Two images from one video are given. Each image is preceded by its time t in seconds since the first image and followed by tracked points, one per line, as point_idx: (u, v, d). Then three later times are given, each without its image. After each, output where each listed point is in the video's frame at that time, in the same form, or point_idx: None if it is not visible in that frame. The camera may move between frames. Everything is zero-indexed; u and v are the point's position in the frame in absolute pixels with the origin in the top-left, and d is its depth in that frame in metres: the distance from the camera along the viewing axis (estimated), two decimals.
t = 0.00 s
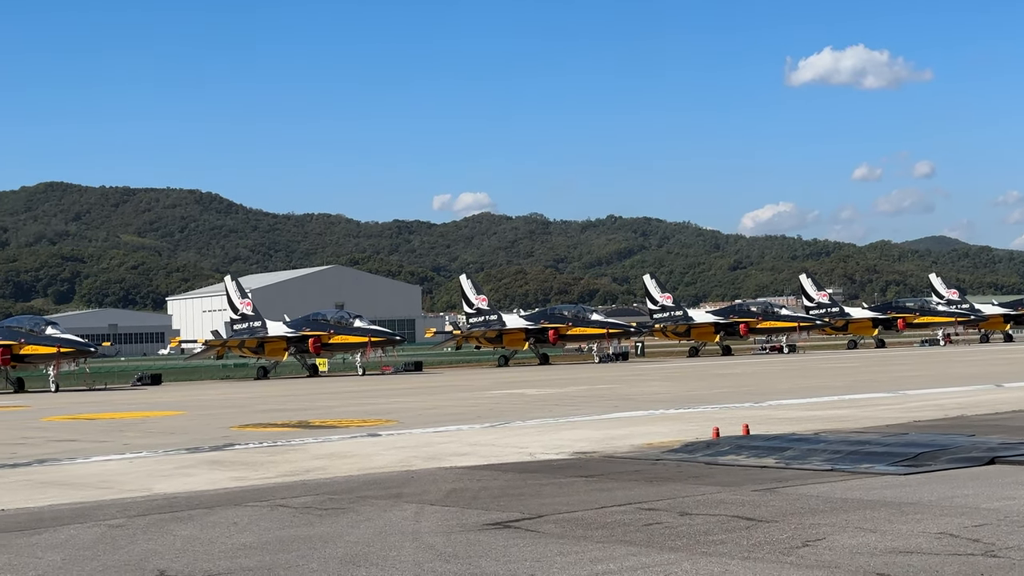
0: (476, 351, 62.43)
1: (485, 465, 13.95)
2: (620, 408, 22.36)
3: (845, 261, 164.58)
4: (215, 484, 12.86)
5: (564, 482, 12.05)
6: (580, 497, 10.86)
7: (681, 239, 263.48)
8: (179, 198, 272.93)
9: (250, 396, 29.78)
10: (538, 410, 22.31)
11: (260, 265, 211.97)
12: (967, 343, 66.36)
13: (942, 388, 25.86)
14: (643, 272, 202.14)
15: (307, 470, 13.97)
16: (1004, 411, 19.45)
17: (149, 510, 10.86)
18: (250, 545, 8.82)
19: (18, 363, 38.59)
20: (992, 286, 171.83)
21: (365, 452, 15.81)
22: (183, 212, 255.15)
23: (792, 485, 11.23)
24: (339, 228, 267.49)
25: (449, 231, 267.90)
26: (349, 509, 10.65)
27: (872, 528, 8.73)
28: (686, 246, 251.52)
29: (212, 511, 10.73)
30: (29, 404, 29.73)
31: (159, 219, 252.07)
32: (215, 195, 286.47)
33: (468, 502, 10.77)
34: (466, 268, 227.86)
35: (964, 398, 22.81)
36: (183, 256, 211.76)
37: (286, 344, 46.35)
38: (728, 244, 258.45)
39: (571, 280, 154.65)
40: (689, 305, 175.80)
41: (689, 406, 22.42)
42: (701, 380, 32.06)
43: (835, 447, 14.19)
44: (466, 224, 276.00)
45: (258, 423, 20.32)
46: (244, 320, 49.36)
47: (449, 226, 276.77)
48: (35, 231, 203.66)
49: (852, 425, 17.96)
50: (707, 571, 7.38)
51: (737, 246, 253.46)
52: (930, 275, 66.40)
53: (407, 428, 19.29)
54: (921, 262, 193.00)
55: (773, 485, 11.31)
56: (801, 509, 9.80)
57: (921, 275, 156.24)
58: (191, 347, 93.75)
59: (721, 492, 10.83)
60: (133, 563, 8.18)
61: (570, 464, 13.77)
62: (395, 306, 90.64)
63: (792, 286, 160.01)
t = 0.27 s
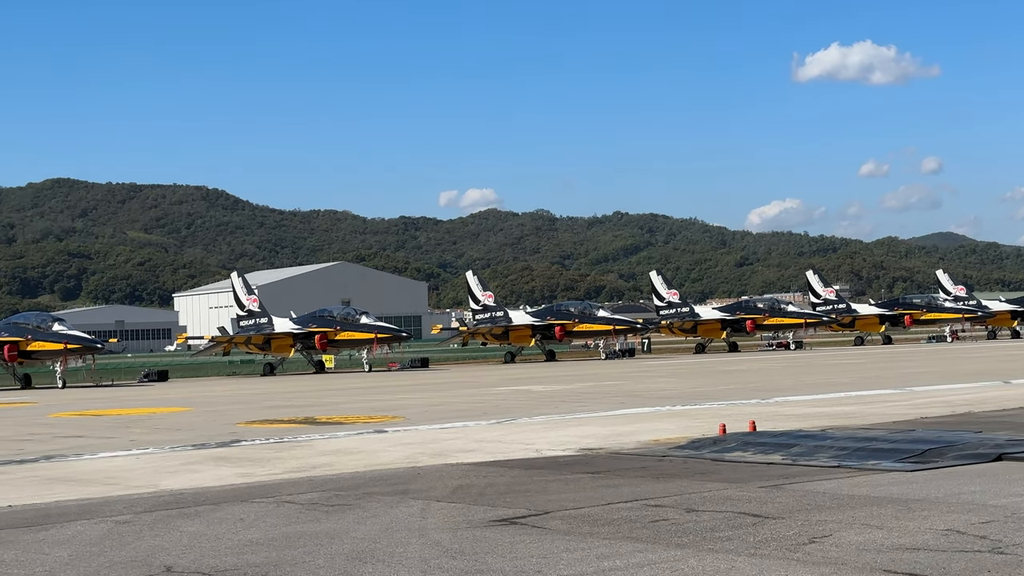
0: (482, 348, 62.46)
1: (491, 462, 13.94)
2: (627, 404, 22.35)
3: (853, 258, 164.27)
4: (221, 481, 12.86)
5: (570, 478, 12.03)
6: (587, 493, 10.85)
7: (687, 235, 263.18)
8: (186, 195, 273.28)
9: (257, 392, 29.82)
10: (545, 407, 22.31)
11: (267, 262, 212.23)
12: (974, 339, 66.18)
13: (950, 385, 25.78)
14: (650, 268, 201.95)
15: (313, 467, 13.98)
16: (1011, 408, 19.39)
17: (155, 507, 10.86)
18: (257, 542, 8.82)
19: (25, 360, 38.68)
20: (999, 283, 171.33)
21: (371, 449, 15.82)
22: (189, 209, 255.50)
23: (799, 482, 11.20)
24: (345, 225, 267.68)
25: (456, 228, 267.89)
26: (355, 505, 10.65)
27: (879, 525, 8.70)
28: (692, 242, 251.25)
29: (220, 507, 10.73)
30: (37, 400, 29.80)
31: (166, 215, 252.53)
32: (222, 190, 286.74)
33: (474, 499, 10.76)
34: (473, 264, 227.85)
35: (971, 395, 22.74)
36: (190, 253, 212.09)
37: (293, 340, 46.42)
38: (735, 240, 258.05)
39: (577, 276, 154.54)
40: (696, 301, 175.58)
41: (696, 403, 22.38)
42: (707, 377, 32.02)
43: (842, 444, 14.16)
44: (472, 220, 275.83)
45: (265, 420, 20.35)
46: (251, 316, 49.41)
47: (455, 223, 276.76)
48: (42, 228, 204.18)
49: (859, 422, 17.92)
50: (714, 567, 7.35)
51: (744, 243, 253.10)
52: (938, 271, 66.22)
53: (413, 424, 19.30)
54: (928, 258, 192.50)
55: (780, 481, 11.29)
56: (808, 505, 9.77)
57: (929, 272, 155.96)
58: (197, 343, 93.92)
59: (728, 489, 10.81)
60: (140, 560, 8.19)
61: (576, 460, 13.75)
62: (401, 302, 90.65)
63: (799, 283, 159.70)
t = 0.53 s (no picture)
0: (488, 345, 62.47)
1: (497, 459, 13.93)
2: (632, 401, 22.32)
3: (858, 254, 163.98)
4: (227, 477, 12.87)
5: (576, 475, 12.02)
6: (592, 490, 10.85)
7: (693, 232, 262.93)
8: (192, 191, 273.63)
9: (262, 389, 29.87)
10: (550, 404, 22.29)
11: (272, 259, 212.48)
12: (980, 336, 65.99)
13: (955, 381, 25.72)
14: (655, 265, 201.80)
15: (319, 463, 13.99)
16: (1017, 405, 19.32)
17: (161, 503, 10.86)
18: (262, 538, 8.82)
19: (32, 356, 38.81)
20: (1005, 279, 170.90)
21: (376, 445, 15.82)
22: (195, 205, 255.87)
23: (804, 479, 11.18)
24: (351, 221, 267.91)
25: (461, 224, 267.92)
26: (360, 502, 10.65)
27: (884, 522, 8.67)
28: (698, 239, 251.09)
29: (225, 504, 10.74)
30: (42, 397, 29.86)
31: (171, 212, 252.91)
32: (227, 187, 287.09)
33: (479, 495, 10.76)
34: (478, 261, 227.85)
35: (977, 391, 22.68)
36: (196, 249, 212.40)
37: (298, 337, 46.46)
38: (741, 237, 257.76)
39: (582, 273, 154.45)
40: (701, 298, 175.38)
41: (701, 399, 22.34)
42: (713, 373, 31.99)
43: (848, 440, 14.12)
44: (477, 217, 275.82)
45: (271, 416, 20.37)
46: (256, 313, 49.45)
47: (460, 220, 276.81)
48: (47, 225, 204.65)
49: (864, 418, 17.87)
50: (719, 564, 7.33)
51: (750, 239, 252.84)
52: (943, 268, 66.05)
53: (418, 421, 19.31)
54: (934, 255, 192.11)
55: (785, 478, 11.25)
56: (813, 502, 9.75)
57: (934, 269, 155.69)
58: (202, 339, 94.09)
59: (734, 486, 10.78)
60: (146, 555, 8.20)
61: (582, 457, 13.74)
62: (406, 299, 90.69)
63: (805, 279, 159.46)
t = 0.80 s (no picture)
0: (492, 342, 62.47)
1: (501, 456, 13.93)
2: (636, 398, 22.30)
3: (863, 251, 163.79)
4: (232, 474, 12.87)
5: (580, 472, 11.99)
6: (598, 486, 10.83)
7: (697, 229, 262.64)
8: (196, 188, 273.91)
9: (266, 386, 29.88)
10: (555, 401, 22.26)
11: (277, 256, 212.74)
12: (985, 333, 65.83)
13: (960, 378, 25.67)
14: (660, 261, 201.66)
15: (324, 460, 13.98)
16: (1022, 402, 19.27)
17: (166, 500, 10.87)
18: (267, 535, 8.82)
19: (36, 354, 38.85)
20: (1011, 276, 170.49)
21: (380, 442, 15.83)
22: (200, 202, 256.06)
23: (809, 476, 11.14)
24: (355, 218, 267.97)
25: (466, 221, 267.92)
26: (366, 498, 10.65)
27: (889, 519, 8.64)
28: (702, 236, 251.04)
29: (230, 501, 10.74)
30: (48, 394, 29.92)
31: (176, 209, 253.25)
32: (231, 184, 287.07)
33: (485, 492, 10.75)
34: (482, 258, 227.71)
35: (982, 388, 22.63)
36: (200, 246, 212.58)
37: (303, 334, 46.48)
38: (745, 234, 257.52)
39: (587, 270, 154.33)
40: (706, 295, 175.17)
41: (706, 397, 22.32)
42: (717, 370, 31.92)
43: (852, 437, 14.10)
44: (482, 214, 275.66)
45: (274, 413, 20.39)
46: (261, 310, 49.45)
47: (465, 217, 276.81)
48: (52, 222, 204.99)
49: (870, 415, 17.84)
50: (724, 562, 7.31)
51: (754, 236, 252.60)
52: (949, 264, 65.89)
53: (423, 418, 19.30)
54: (939, 252, 191.72)
55: (790, 475, 11.24)
56: (819, 499, 9.73)
57: (939, 266, 155.44)
58: (207, 337, 94.20)
59: (739, 482, 10.78)
60: (151, 553, 8.19)
61: (586, 454, 13.71)
62: (411, 297, 90.67)
63: (809, 276, 159.24)
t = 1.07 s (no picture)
0: (497, 339, 62.49)
1: (505, 453, 13.92)
2: (640, 395, 22.28)
3: (867, 248, 163.59)
4: (236, 471, 12.87)
5: (584, 469, 11.98)
6: (601, 484, 10.81)
7: (702, 226, 262.44)
8: (201, 185, 274.09)
9: (270, 383, 29.90)
10: (559, 398, 22.25)
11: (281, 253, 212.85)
12: (990, 330, 65.72)
13: (965, 376, 25.63)
14: (664, 259, 201.57)
15: (328, 457, 13.99)
16: None
17: (171, 497, 10.88)
18: (271, 531, 8.83)
19: (41, 351, 38.91)
20: (1016, 274, 170.08)
21: (385, 439, 15.83)
22: (204, 199, 256.19)
23: (813, 474, 11.13)
24: (359, 216, 268.05)
25: (470, 218, 267.94)
26: (370, 495, 10.65)
27: (893, 516, 8.62)
28: (706, 234, 250.80)
29: (234, 498, 10.75)
30: (53, 391, 29.97)
31: (180, 206, 253.46)
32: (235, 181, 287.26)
33: (489, 489, 10.75)
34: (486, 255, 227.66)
35: (986, 385, 22.59)
36: (205, 243, 212.75)
37: (307, 331, 46.50)
38: (750, 231, 257.24)
39: (591, 267, 154.27)
40: (710, 292, 175.03)
41: (710, 394, 22.30)
42: (721, 368, 31.87)
43: (857, 435, 14.08)
44: (486, 211, 275.60)
45: (279, 410, 20.39)
46: (265, 307, 49.47)
47: (469, 214, 276.71)
48: (57, 219, 205.20)
49: (875, 412, 17.81)
50: (728, 558, 7.31)
51: (758, 233, 252.25)
52: (953, 261, 65.77)
53: (427, 415, 19.30)
54: (944, 249, 191.34)
55: (794, 473, 11.22)
56: (823, 496, 9.72)
57: (944, 263, 155.23)
58: (212, 334, 94.32)
59: (743, 479, 10.77)
60: (155, 549, 8.21)
61: (590, 452, 13.70)
62: (416, 294, 90.67)
63: (814, 274, 159.01)
